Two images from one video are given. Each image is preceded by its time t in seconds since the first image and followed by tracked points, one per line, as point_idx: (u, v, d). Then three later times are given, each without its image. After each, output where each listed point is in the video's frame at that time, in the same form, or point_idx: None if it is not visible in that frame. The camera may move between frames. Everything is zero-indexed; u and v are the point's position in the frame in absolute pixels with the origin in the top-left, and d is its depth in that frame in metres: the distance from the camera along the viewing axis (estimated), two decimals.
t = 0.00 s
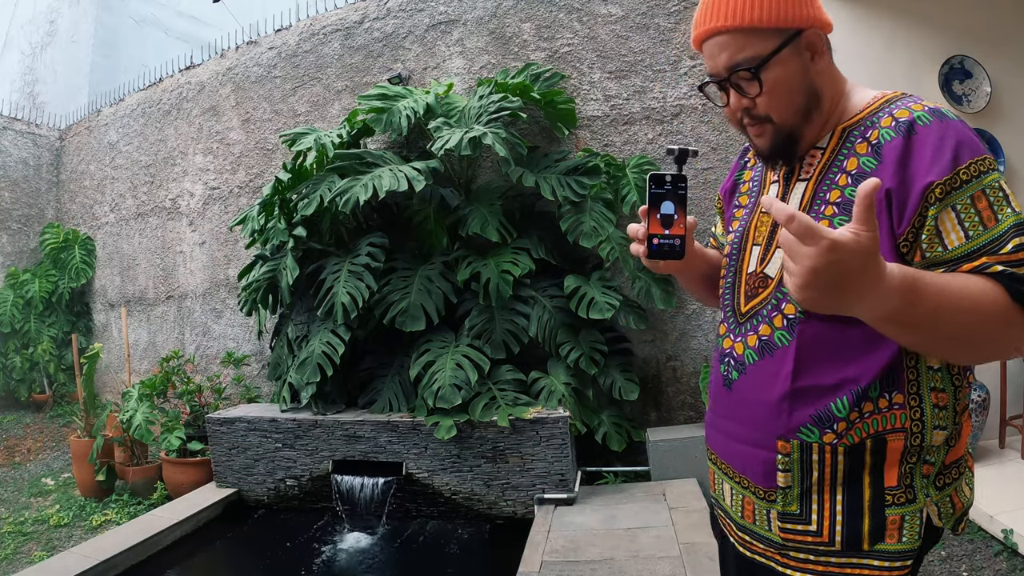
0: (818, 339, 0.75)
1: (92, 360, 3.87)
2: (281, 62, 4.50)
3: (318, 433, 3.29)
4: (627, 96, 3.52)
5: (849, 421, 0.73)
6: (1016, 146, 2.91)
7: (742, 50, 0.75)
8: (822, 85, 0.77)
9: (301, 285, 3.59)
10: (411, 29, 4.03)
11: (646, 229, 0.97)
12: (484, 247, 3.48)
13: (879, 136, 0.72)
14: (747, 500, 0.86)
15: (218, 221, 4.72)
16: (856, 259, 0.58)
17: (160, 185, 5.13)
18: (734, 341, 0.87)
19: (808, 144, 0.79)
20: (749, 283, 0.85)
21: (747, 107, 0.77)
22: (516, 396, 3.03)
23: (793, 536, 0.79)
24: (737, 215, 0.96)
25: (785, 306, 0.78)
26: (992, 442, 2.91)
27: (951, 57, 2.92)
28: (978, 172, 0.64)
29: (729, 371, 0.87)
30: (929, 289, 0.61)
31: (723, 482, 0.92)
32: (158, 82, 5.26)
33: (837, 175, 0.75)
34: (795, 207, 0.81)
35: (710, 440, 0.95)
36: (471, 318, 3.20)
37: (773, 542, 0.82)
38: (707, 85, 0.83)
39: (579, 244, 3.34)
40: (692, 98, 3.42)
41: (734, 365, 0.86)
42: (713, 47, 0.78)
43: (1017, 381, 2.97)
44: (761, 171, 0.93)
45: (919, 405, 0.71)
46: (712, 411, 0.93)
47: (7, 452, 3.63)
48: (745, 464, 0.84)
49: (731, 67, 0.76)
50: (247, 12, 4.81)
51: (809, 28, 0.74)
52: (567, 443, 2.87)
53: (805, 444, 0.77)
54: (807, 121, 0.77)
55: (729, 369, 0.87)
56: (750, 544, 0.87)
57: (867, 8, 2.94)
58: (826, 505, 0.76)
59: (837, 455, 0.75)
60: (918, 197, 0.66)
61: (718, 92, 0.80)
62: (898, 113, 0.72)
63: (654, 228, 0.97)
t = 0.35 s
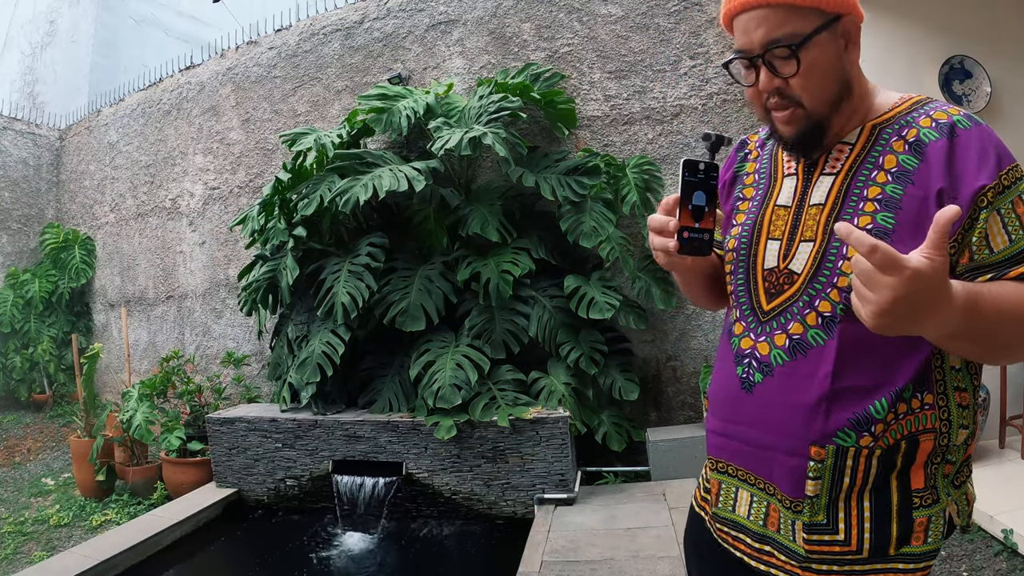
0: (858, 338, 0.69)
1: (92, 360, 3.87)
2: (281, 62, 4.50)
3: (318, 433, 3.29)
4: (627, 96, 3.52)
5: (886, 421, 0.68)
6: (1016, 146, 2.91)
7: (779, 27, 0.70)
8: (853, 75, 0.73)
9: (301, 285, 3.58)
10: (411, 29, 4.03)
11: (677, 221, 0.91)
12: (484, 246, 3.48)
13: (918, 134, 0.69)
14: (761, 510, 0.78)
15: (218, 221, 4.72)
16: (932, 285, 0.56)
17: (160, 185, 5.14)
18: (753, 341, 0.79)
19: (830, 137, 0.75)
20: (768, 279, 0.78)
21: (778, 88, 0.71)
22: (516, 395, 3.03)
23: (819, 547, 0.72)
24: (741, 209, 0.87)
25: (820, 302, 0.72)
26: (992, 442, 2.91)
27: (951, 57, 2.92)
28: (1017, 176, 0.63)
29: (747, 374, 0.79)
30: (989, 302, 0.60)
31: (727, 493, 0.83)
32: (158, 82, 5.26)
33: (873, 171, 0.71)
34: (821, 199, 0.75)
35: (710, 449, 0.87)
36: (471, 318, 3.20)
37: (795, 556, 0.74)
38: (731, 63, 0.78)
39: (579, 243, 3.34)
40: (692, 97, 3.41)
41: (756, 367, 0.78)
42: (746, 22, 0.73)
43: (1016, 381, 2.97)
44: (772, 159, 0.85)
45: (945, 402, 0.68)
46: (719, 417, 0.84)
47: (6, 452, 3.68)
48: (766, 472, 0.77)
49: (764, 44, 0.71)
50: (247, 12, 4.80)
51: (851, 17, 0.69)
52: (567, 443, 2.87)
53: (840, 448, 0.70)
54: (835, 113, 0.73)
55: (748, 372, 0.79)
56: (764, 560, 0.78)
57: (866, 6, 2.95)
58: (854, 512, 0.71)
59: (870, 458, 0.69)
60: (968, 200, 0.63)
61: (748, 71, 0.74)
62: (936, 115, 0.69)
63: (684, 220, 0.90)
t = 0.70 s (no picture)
0: (875, 337, 0.68)
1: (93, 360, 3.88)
2: (282, 62, 4.50)
3: (318, 433, 3.29)
4: (627, 96, 3.52)
5: (909, 417, 0.68)
6: (1016, 146, 2.91)
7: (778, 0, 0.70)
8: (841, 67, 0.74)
9: (301, 285, 3.58)
10: (411, 29, 4.03)
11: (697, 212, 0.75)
12: (484, 247, 3.48)
13: (911, 136, 0.71)
14: (781, 529, 0.73)
15: (218, 221, 4.72)
16: (965, 280, 0.56)
17: (160, 185, 5.14)
18: (762, 350, 0.75)
19: (815, 123, 0.74)
20: (768, 284, 0.75)
21: (770, 57, 0.70)
22: (516, 395, 3.03)
23: (850, 555, 0.70)
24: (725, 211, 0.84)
25: (833, 303, 0.70)
26: (992, 442, 2.91)
27: (951, 57, 2.91)
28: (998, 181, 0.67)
29: (758, 387, 0.74)
30: (1003, 296, 0.61)
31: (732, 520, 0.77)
32: (158, 82, 5.32)
33: (871, 172, 0.72)
34: (818, 200, 0.74)
35: (707, 474, 0.80)
36: (471, 318, 3.20)
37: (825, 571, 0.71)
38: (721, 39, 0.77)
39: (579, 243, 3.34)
40: (692, 97, 3.42)
41: (769, 377, 0.73)
42: None
43: (1017, 381, 2.97)
44: (749, 160, 0.84)
45: (947, 391, 0.70)
46: (719, 437, 0.78)
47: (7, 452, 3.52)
48: (786, 489, 0.73)
49: (762, 13, 0.71)
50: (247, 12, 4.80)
51: (844, 9, 0.71)
52: (567, 443, 2.87)
53: (869, 451, 0.68)
54: (823, 97, 0.72)
55: (760, 385, 0.74)
56: None
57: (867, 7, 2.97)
58: (879, 512, 0.70)
59: (895, 457, 0.68)
60: (966, 199, 0.65)
61: (738, 40, 0.73)
62: (923, 119, 0.72)
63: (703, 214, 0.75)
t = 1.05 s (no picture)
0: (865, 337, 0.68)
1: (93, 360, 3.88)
2: (281, 62, 4.50)
3: (318, 433, 3.29)
4: (627, 96, 3.52)
5: (897, 419, 0.69)
6: (1017, 146, 2.90)
7: None
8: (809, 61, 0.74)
9: (301, 285, 3.58)
10: (411, 29, 4.03)
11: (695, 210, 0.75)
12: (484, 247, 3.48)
13: (892, 133, 0.72)
14: (769, 536, 0.73)
15: (218, 221, 4.72)
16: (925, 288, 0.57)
17: (160, 185, 5.14)
18: (752, 353, 0.73)
19: (790, 117, 0.74)
20: (755, 286, 0.75)
21: (737, 50, 0.71)
22: (516, 395, 3.03)
23: (836, 558, 0.71)
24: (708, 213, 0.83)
25: (823, 303, 0.70)
26: (992, 442, 2.91)
27: (951, 57, 2.91)
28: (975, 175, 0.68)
29: (748, 390, 0.73)
30: (965, 300, 0.63)
31: (721, 525, 0.77)
32: (158, 82, 5.34)
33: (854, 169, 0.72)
34: (803, 200, 0.74)
35: (694, 478, 0.79)
36: (471, 318, 3.21)
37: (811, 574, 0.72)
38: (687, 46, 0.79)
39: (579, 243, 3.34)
40: (692, 98, 3.42)
41: (759, 380, 0.72)
42: None
43: (1017, 381, 2.97)
44: (728, 161, 0.83)
45: (928, 390, 0.72)
46: (707, 442, 0.77)
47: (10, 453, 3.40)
48: (777, 493, 0.72)
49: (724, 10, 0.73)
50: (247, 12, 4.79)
51: (807, 5, 0.72)
52: (567, 443, 2.87)
53: (859, 453, 0.69)
54: (795, 90, 0.73)
55: (749, 389, 0.73)
56: None
57: (867, 8, 2.97)
58: (865, 516, 0.70)
59: (883, 459, 0.69)
60: (946, 193, 0.66)
61: (703, 41, 0.75)
62: (902, 115, 0.73)
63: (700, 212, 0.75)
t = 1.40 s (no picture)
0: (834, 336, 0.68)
1: (93, 360, 3.88)
2: (281, 62, 4.50)
3: (318, 433, 3.29)
4: (627, 96, 3.52)
5: (877, 417, 0.68)
6: (1017, 146, 2.90)
7: (696, 19, 0.73)
8: (773, 72, 0.75)
9: (301, 285, 3.59)
10: (411, 29, 4.03)
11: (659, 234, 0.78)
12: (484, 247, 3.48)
13: (860, 127, 0.71)
14: (755, 534, 0.74)
15: (218, 221, 4.72)
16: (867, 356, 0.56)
17: (160, 185, 5.14)
18: (725, 356, 0.75)
19: (755, 131, 0.75)
20: (728, 291, 0.76)
21: (694, 76, 0.72)
22: (516, 395, 3.03)
23: (823, 560, 0.70)
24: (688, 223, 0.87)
25: (792, 305, 0.70)
26: (992, 442, 2.91)
27: (951, 57, 2.91)
28: (950, 156, 0.65)
29: (723, 393, 0.75)
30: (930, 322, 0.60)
31: (711, 523, 0.78)
32: (158, 82, 5.38)
33: (821, 168, 0.71)
34: (774, 205, 0.74)
35: (684, 480, 0.81)
36: (471, 318, 3.21)
37: None
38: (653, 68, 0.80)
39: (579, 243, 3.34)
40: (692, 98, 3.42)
41: (732, 383, 0.74)
42: (667, 21, 0.76)
43: (1017, 381, 2.97)
44: (709, 174, 0.85)
45: (918, 390, 0.71)
46: (691, 444, 0.79)
47: (7, 451, 3.05)
48: (758, 492, 0.73)
49: (681, 33, 0.74)
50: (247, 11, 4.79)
51: (766, 16, 0.73)
52: (567, 443, 2.87)
53: (837, 453, 0.68)
54: (756, 105, 0.74)
55: (724, 393, 0.75)
56: None
57: (867, 8, 2.99)
58: (853, 518, 0.69)
59: (866, 458, 0.68)
60: (911, 179, 0.65)
61: (665, 68, 0.76)
62: (871, 107, 0.72)
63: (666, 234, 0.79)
